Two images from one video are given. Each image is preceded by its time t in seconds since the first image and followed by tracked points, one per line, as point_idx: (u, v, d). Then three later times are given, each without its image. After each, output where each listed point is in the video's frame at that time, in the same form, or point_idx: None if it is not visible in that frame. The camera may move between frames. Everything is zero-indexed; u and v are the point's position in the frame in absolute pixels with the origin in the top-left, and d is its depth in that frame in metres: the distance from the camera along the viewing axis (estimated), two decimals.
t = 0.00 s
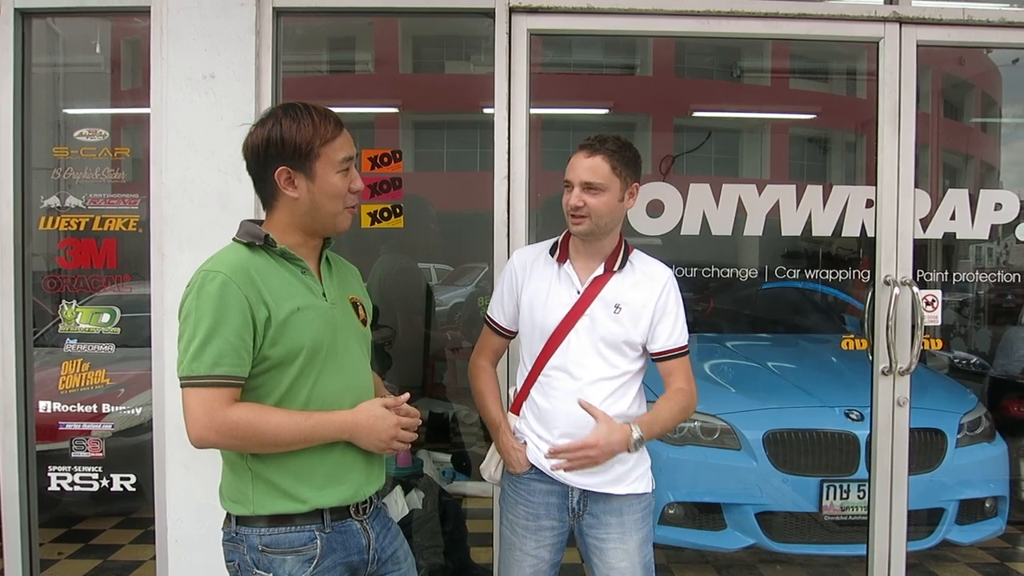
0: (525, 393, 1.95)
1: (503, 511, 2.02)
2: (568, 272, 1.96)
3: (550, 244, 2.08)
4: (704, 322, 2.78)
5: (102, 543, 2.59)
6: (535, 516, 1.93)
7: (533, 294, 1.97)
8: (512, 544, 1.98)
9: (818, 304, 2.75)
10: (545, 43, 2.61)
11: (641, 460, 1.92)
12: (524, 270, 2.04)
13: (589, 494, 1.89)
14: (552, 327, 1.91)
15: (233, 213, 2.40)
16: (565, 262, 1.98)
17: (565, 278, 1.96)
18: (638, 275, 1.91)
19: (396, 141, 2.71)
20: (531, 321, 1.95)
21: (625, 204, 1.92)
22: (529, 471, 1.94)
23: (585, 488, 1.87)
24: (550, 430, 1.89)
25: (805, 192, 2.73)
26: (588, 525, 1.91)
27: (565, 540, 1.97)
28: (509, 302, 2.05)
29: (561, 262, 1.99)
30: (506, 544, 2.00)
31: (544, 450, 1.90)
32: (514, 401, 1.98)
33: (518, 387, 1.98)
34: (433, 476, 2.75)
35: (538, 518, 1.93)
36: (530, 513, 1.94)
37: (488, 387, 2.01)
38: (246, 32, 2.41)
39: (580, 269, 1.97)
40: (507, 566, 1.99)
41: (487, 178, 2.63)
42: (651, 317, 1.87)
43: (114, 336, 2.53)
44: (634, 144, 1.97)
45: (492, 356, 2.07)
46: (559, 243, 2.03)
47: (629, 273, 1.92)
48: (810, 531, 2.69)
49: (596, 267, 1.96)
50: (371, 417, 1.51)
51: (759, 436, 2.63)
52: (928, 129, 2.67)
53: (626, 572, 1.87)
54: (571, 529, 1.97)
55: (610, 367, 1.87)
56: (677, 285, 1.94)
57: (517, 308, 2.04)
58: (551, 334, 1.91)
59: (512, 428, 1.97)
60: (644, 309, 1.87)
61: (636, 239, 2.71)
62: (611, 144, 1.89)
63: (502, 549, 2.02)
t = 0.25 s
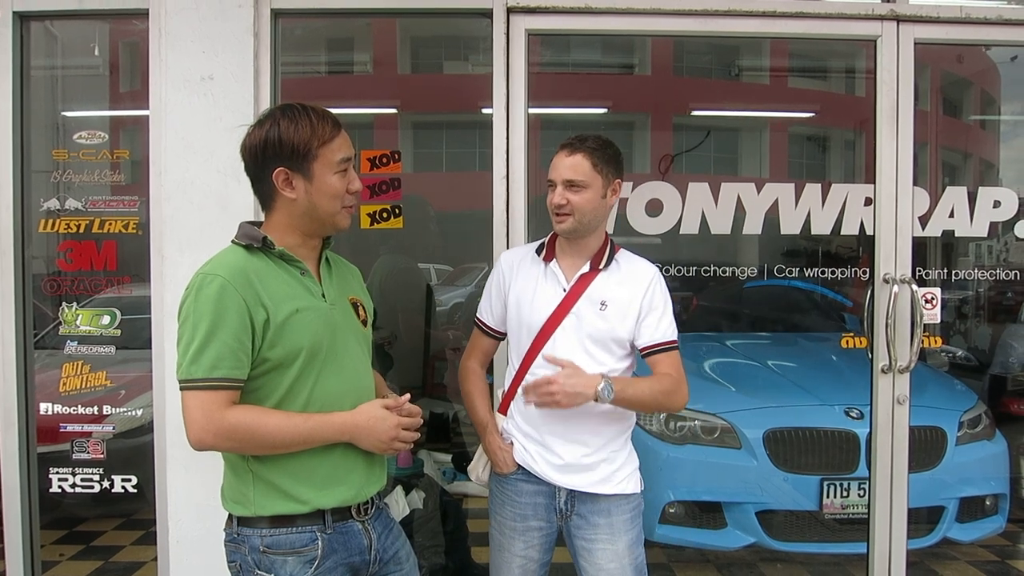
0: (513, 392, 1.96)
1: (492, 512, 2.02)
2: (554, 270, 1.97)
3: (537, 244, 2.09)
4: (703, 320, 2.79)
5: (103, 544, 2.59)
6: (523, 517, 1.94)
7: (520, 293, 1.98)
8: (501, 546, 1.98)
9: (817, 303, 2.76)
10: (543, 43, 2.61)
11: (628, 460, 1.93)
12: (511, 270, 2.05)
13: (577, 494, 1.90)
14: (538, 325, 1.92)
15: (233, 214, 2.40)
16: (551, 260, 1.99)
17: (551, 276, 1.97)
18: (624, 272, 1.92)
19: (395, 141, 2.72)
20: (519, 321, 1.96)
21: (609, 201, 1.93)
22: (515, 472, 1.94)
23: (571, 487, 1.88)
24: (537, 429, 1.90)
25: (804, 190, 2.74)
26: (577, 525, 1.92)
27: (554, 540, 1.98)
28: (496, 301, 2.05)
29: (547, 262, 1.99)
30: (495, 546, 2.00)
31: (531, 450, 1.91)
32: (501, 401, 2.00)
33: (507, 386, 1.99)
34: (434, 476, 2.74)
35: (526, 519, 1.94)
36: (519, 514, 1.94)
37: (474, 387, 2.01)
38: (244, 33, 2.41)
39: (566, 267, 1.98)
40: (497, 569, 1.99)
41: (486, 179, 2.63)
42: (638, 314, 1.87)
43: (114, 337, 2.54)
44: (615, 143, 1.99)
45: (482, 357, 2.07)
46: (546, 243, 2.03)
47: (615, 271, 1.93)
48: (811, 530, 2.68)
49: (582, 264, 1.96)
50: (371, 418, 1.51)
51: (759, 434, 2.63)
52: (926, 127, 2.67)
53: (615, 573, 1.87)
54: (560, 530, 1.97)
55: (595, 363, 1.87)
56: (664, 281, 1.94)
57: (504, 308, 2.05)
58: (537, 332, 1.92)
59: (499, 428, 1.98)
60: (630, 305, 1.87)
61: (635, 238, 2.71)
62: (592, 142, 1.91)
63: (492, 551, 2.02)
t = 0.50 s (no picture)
0: (501, 390, 1.97)
1: (481, 510, 2.03)
2: (540, 269, 1.97)
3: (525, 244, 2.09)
4: (703, 320, 2.82)
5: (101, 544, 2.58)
6: (511, 516, 1.94)
7: (507, 291, 1.98)
8: (491, 545, 1.98)
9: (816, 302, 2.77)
10: (542, 42, 2.60)
11: (616, 457, 1.93)
12: (497, 270, 2.05)
13: (565, 492, 1.90)
14: (525, 323, 1.92)
15: (231, 214, 2.40)
16: (537, 260, 1.99)
17: (537, 275, 1.97)
18: (610, 270, 1.92)
19: (395, 140, 2.71)
20: (506, 319, 1.97)
21: (594, 199, 1.93)
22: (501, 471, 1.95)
23: (558, 485, 1.88)
24: (524, 427, 1.90)
25: (803, 189, 2.73)
26: (565, 523, 1.92)
27: (544, 539, 1.98)
28: (484, 301, 2.05)
29: (533, 261, 1.99)
30: (486, 546, 2.00)
31: (518, 449, 1.91)
32: (490, 400, 2.02)
33: (495, 385, 2.00)
34: (434, 474, 2.73)
35: (515, 518, 1.94)
36: (508, 513, 1.94)
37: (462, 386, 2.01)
38: (242, 32, 2.40)
39: (552, 266, 1.98)
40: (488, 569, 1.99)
41: (485, 178, 2.63)
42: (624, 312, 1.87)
43: (112, 337, 2.53)
44: (600, 141, 1.99)
45: (470, 358, 2.07)
46: (533, 242, 2.04)
47: (601, 269, 1.93)
48: (811, 530, 2.68)
49: (568, 262, 1.97)
50: (370, 417, 1.49)
51: (759, 434, 2.62)
52: (927, 126, 2.67)
53: (605, 572, 1.87)
54: (550, 529, 1.97)
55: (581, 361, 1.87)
56: (650, 279, 1.95)
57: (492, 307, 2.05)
58: (524, 331, 1.92)
59: (487, 427, 1.98)
60: (615, 303, 1.88)
61: (635, 237, 2.70)
62: (576, 141, 1.92)
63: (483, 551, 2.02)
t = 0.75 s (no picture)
0: (491, 391, 1.97)
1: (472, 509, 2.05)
2: (527, 269, 1.98)
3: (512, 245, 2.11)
4: (702, 320, 2.83)
5: (102, 542, 2.58)
6: (501, 514, 1.96)
7: (495, 292, 1.99)
8: (482, 544, 2.00)
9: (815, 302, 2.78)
10: (542, 42, 2.61)
11: (606, 456, 1.93)
12: (485, 271, 2.06)
13: (553, 491, 1.90)
14: (513, 323, 1.93)
15: (231, 213, 2.41)
16: (524, 259, 2.00)
17: (524, 275, 1.98)
18: (596, 268, 1.93)
19: (395, 140, 2.72)
20: (494, 319, 1.97)
21: (576, 195, 1.94)
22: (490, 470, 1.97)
23: (546, 484, 1.89)
24: (512, 426, 1.90)
25: (802, 190, 2.74)
26: (554, 522, 1.92)
27: (533, 537, 1.99)
28: (474, 302, 2.06)
29: (520, 261, 2.00)
30: (478, 544, 2.02)
31: (507, 447, 1.92)
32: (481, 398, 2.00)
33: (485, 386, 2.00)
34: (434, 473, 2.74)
35: (504, 516, 1.95)
36: (497, 511, 1.96)
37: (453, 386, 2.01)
38: (242, 32, 2.41)
39: (539, 265, 1.99)
40: (480, 567, 2.00)
41: (485, 178, 2.64)
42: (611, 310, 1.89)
43: (113, 335, 2.54)
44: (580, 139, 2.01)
45: (463, 359, 2.08)
46: (520, 242, 2.05)
47: (588, 267, 1.94)
48: (808, 529, 2.69)
49: (554, 261, 1.98)
50: (353, 393, 1.37)
51: (757, 433, 2.63)
52: (926, 127, 2.67)
53: (595, 571, 1.87)
54: (540, 527, 1.98)
55: (570, 360, 1.88)
56: (638, 276, 1.96)
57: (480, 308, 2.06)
58: (512, 331, 1.92)
59: (479, 426, 1.99)
60: (602, 301, 1.89)
61: (634, 237, 2.71)
62: (556, 139, 1.93)
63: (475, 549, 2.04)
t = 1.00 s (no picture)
0: (489, 391, 1.97)
1: (472, 508, 2.04)
2: (522, 268, 1.97)
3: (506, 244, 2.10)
4: (702, 320, 2.83)
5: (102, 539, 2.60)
6: (502, 514, 1.95)
7: (490, 292, 1.98)
8: (482, 544, 1.99)
9: (813, 303, 2.77)
10: (543, 41, 2.61)
11: (605, 454, 1.94)
12: (480, 271, 2.05)
13: (555, 491, 1.91)
14: (510, 323, 1.93)
15: (232, 211, 2.41)
16: (519, 258, 1.99)
17: (520, 274, 1.97)
18: (591, 267, 1.94)
19: (395, 138, 2.71)
20: (491, 319, 1.96)
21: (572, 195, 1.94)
22: (491, 471, 1.97)
23: (547, 484, 1.89)
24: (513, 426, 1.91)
25: (801, 190, 2.74)
26: (556, 521, 1.93)
27: (534, 537, 1.99)
28: (468, 303, 2.06)
29: (515, 260, 2.00)
30: (477, 545, 2.01)
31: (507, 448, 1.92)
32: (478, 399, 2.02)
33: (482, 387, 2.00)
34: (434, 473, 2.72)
35: (505, 516, 1.95)
36: (498, 511, 1.96)
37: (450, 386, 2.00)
38: (243, 29, 2.41)
39: (535, 264, 1.98)
40: (479, 568, 2.00)
41: (485, 177, 2.65)
42: (607, 308, 1.90)
43: (112, 333, 2.54)
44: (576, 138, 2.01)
45: (458, 359, 2.08)
46: (513, 241, 2.04)
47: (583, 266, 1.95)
48: (806, 529, 2.69)
49: (549, 260, 1.97)
50: (364, 408, 1.41)
51: (756, 433, 2.63)
52: (926, 128, 2.68)
53: (597, 569, 1.87)
54: (540, 526, 1.98)
55: (568, 358, 1.89)
56: (632, 274, 1.97)
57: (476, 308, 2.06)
58: (509, 330, 1.92)
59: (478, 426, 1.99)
60: (598, 300, 1.89)
61: (633, 237, 2.71)
62: (552, 138, 1.93)
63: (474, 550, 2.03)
